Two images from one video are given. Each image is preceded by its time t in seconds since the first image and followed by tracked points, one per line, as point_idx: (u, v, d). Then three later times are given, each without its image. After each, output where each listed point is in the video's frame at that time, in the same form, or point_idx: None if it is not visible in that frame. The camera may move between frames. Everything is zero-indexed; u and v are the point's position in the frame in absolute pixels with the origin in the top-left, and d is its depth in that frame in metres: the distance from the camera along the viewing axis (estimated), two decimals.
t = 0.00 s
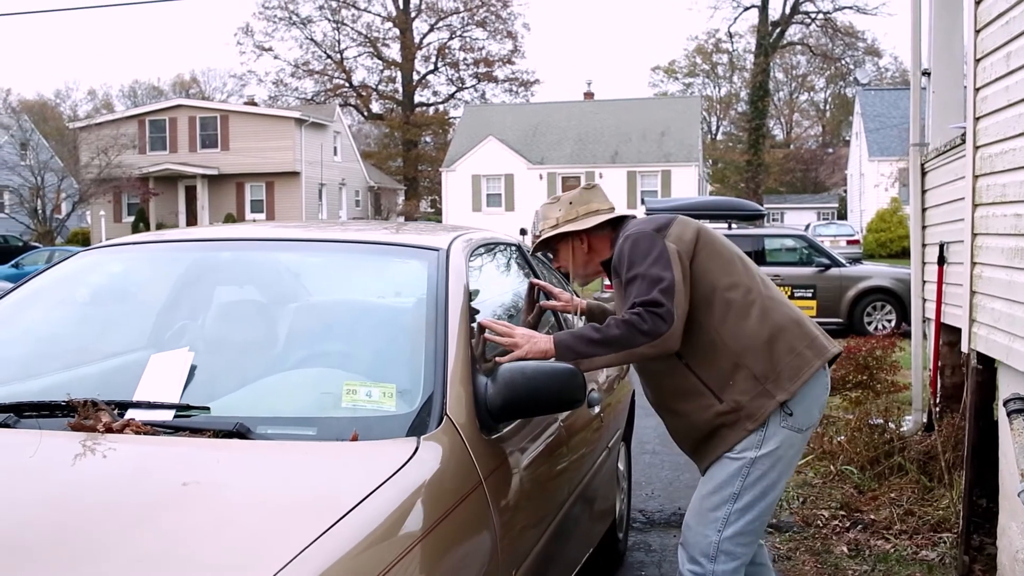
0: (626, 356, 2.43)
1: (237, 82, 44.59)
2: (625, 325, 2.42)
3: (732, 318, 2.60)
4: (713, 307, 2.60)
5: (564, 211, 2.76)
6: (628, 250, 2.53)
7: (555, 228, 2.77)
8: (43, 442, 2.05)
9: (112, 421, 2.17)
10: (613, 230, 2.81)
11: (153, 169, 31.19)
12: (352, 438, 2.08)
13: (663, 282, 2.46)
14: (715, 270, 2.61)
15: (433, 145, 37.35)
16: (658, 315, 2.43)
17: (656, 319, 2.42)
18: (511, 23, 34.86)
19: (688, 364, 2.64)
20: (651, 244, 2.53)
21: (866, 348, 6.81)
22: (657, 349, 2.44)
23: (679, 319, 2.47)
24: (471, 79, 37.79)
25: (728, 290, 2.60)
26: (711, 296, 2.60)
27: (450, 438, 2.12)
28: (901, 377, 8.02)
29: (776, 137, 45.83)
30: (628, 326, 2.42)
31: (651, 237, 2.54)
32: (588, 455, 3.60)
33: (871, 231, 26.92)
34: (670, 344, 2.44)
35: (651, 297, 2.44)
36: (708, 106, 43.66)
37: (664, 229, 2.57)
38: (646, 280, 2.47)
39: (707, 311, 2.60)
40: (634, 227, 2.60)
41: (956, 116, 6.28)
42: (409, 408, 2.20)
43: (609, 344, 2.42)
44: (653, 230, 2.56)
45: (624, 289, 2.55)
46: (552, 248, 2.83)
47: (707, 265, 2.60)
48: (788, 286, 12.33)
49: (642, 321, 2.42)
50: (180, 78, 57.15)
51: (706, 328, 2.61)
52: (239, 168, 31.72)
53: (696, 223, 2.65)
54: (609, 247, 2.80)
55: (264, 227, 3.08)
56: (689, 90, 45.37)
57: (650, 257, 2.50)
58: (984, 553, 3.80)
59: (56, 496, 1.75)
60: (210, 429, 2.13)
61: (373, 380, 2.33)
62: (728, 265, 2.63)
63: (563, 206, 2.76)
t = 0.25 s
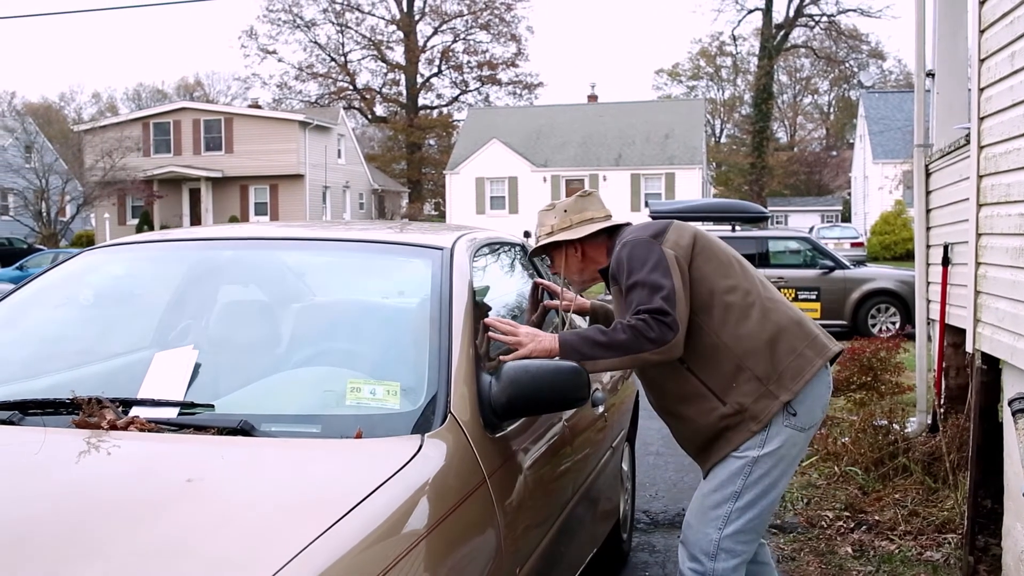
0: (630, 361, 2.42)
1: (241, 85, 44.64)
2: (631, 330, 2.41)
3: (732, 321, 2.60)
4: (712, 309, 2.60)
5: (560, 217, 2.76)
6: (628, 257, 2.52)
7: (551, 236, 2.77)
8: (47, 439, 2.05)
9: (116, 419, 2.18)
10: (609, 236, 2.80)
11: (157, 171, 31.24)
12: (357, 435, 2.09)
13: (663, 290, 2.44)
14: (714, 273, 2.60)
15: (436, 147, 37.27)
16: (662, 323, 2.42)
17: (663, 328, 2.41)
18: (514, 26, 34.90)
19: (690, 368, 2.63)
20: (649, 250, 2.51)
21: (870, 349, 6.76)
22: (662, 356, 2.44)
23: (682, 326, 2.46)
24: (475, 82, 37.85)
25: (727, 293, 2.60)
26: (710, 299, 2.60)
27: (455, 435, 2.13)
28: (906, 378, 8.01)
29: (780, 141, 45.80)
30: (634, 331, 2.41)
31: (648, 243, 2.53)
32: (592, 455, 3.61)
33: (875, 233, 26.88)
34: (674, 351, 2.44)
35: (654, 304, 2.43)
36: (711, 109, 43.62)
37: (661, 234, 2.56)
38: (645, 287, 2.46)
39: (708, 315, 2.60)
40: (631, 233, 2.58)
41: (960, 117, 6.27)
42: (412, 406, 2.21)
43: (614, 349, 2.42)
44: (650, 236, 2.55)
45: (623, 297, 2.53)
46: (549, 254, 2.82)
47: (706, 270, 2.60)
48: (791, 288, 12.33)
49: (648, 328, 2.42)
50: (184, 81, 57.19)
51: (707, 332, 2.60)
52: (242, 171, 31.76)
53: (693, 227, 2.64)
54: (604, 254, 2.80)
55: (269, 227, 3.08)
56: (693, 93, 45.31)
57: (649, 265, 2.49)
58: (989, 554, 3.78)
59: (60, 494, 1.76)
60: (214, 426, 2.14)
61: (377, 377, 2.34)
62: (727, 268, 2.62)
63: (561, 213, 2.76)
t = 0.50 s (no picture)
0: (636, 362, 2.42)
1: (246, 87, 44.73)
2: (636, 331, 2.41)
3: (736, 322, 2.60)
4: (717, 310, 2.59)
5: (563, 218, 2.76)
6: (632, 258, 2.51)
7: (553, 236, 2.77)
8: (53, 435, 2.06)
9: (122, 415, 2.18)
10: (613, 237, 2.79)
11: (162, 173, 31.32)
12: (362, 432, 2.09)
13: (668, 293, 2.44)
14: (718, 273, 2.60)
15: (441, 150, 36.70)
16: (667, 324, 2.41)
17: (669, 330, 2.41)
18: (519, 28, 34.90)
19: (694, 369, 2.62)
20: (653, 252, 2.51)
21: (876, 349, 6.76)
22: (668, 358, 2.44)
23: (687, 328, 2.46)
24: (480, 84, 37.87)
25: (732, 293, 2.60)
26: (716, 300, 2.59)
27: (460, 433, 2.13)
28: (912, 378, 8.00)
29: (785, 142, 45.75)
30: (640, 332, 2.40)
31: (651, 244, 2.52)
32: (597, 454, 3.60)
33: (881, 235, 26.84)
34: (680, 353, 2.43)
35: (661, 306, 2.42)
36: (716, 110, 43.57)
37: (664, 235, 2.56)
38: (650, 289, 2.45)
39: (713, 316, 2.59)
40: (634, 235, 2.58)
41: (965, 116, 6.26)
42: (417, 403, 2.21)
43: (619, 349, 2.41)
44: (653, 237, 2.54)
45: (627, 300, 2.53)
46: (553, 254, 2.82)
47: (710, 271, 2.59)
48: (797, 289, 12.31)
49: (655, 329, 2.41)
50: (190, 83, 57.32)
51: (712, 332, 2.59)
52: (248, 173, 31.84)
53: (697, 229, 2.64)
54: (607, 255, 2.80)
55: (273, 225, 3.09)
56: (698, 95, 45.27)
57: (654, 266, 2.48)
58: (996, 554, 3.77)
59: (66, 489, 1.76)
60: (219, 422, 2.14)
61: (383, 374, 2.34)
62: (731, 269, 2.62)
63: (564, 214, 2.76)
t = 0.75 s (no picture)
0: (641, 362, 2.42)
1: (251, 89, 44.78)
2: (641, 332, 2.40)
3: (742, 321, 2.59)
4: (723, 310, 2.59)
5: (567, 217, 2.76)
6: (636, 258, 2.51)
7: (557, 235, 2.77)
8: (59, 432, 2.07)
9: (127, 412, 2.19)
10: (617, 236, 2.79)
11: (167, 175, 31.36)
12: (367, 430, 2.09)
13: (672, 292, 2.44)
14: (723, 273, 2.59)
15: (446, 150, 37.22)
16: (672, 325, 2.41)
17: (674, 331, 2.41)
18: (523, 29, 34.88)
19: (700, 369, 2.62)
20: (658, 252, 2.50)
21: (881, 349, 6.74)
22: (672, 359, 2.43)
23: (691, 328, 2.46)
24: (484, 85, 37.87)
25: (736, 293, 2.59)
26: (721, 299, 2.59)
27: (464, 431, 2.13)
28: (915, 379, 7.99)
29: (790, 144, 45.69)
30: (645, 332, 2.40)
31: (655, 245, 2.52)
32: (601, 453, 3.60)
33: (885, 236, 26.77)
34: (686, 354, 2.44)
35: (667, 308, 2.42)
36: (721, 112, 43.51)
37: (669, 235, 2.56)
38: (655, 290, 2.45)
39: (720, 316, 2.59)
40: (639, 235, 2.57)
41: (971, 116, 6.24)
42: (421, 401, 2.22)
43: (624, 349, 2.42)
44: (658, 237, 2.54)
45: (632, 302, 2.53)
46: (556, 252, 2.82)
47: (715, 270, 2.59)
48: (801, 291, 12.28)
49: (659, 331, 2.41)
50: (194, 85, 57.40)
51: (717, 332, 2.59)
52: (252, 174, 31.87)
53: (701, 229, 2.64)
54: (611, 255, 2.80)
55: (277, 224, 3.10)
56: (702, 96, 45.22)
57: (660, 267, 2.48)
58: (1001, 554, 3.76)
59: (72, 486, 1.76)
60: (224, 420, 2.15)
61: (387, 372, 2.35)
62: (736, 269, 2.62)
63: (567, 212, 2.76)
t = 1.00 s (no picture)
0: (644, 360, 2.42)
1: (254, 89, 44.81)
2: (645, 330, 2.41)
3: (746, 318, 2.59)
4: (727, 308, 2.59)
5: (572, 214, 2.76)
6: (640, 255, 2.50)
7: (561, 231, 2.77)
8: (63, 426, 2.08)
9: (130, 408, 2.20)
10: (621, 234, 2.79)
11: (170, 174, 31.39)
12: (370, 425, 2.10)
13: (676, 290, 2.43)
14: (728, 270, 2.59)
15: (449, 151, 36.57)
16: (676, 324, 2.41)
17: (677, 329, 2.41)
18: (527, 30, 34.87)
19: (704, 366, 2.62)
20: (662, 249, 2.50)
21: (884, 348, 6.72)
22: (676, 357, 2.43)
23: (694, 326, 2.46)
24: (487, 86, 37.86)
25: (740, 291, 2.59)
26: (725, 297, 2.59)
27: (468, 427, 2.13)
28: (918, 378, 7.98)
29: (793, 144, 45.63)
30: (649, 330, 2.40)
31: (660, 242, 2.52)
32: (604, 452, 3.60)
33: (889, 236, 26.73)
34: (690, 352, 2.44)
35: (671, 306, 2.41)
36: (724, 112, 43.47)
37: (673, 232, 2.55)
38: (659, 287, 2.45)
39: (724, 314, 2.59)
40: (643, 232, 2.57)
41: (975, 114, 6.23)
42: (425, 397, 2.22)
43: (627, 347, 2.42)
44: (662, 235, 2.54)
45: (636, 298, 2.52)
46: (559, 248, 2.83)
47: (720, 268, 2.59)
48: (805, 290, 12.27)
49: (663, 329, 2.41)
50: (197, 86, 57.45)
51: (722, 330, 2.59)
52: (255, 174, 31.91)
53: (705, 226, 2.63)
54: (615, 252, 2.80)
55: (280, 221, 3.10)
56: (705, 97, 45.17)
57: (664, 265, 2.47)
58: (1005, 553, 3.76)
59: (76, 481, 1.76)
60: (227, 415, 2.15)
61: (390, 368, 2.35)
62: (741, 266, 2.62)
63: (572, 209, 2.76)
